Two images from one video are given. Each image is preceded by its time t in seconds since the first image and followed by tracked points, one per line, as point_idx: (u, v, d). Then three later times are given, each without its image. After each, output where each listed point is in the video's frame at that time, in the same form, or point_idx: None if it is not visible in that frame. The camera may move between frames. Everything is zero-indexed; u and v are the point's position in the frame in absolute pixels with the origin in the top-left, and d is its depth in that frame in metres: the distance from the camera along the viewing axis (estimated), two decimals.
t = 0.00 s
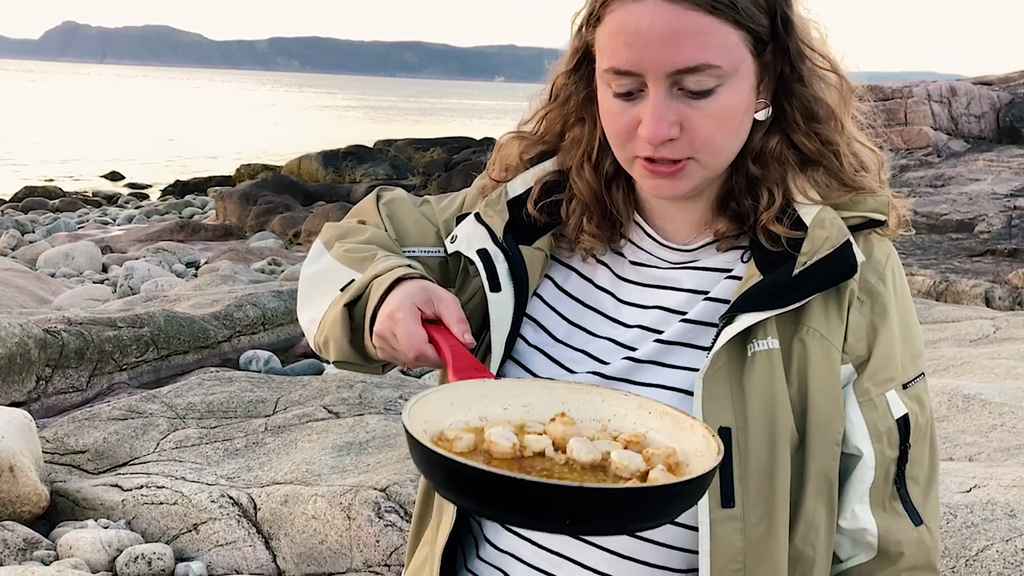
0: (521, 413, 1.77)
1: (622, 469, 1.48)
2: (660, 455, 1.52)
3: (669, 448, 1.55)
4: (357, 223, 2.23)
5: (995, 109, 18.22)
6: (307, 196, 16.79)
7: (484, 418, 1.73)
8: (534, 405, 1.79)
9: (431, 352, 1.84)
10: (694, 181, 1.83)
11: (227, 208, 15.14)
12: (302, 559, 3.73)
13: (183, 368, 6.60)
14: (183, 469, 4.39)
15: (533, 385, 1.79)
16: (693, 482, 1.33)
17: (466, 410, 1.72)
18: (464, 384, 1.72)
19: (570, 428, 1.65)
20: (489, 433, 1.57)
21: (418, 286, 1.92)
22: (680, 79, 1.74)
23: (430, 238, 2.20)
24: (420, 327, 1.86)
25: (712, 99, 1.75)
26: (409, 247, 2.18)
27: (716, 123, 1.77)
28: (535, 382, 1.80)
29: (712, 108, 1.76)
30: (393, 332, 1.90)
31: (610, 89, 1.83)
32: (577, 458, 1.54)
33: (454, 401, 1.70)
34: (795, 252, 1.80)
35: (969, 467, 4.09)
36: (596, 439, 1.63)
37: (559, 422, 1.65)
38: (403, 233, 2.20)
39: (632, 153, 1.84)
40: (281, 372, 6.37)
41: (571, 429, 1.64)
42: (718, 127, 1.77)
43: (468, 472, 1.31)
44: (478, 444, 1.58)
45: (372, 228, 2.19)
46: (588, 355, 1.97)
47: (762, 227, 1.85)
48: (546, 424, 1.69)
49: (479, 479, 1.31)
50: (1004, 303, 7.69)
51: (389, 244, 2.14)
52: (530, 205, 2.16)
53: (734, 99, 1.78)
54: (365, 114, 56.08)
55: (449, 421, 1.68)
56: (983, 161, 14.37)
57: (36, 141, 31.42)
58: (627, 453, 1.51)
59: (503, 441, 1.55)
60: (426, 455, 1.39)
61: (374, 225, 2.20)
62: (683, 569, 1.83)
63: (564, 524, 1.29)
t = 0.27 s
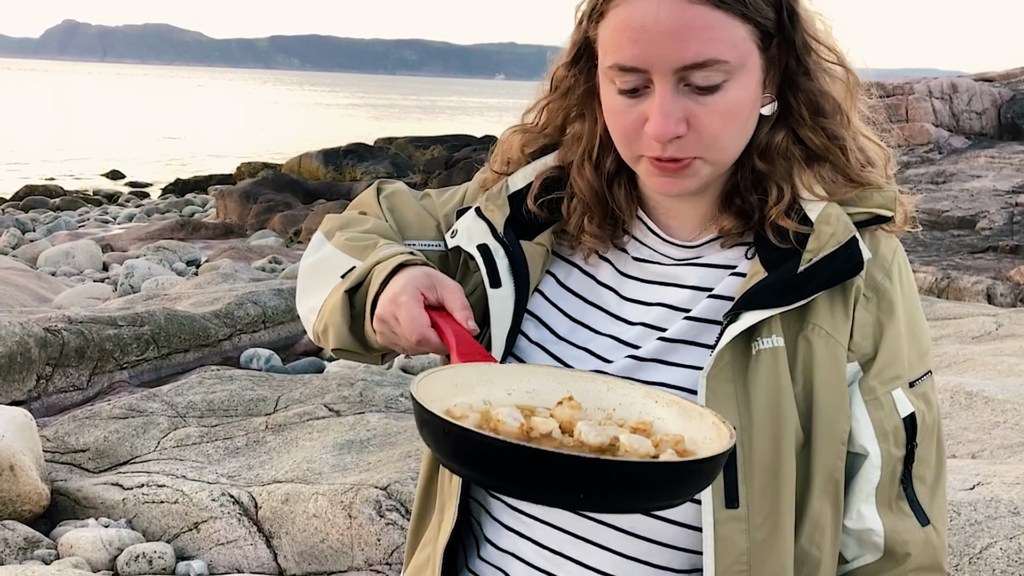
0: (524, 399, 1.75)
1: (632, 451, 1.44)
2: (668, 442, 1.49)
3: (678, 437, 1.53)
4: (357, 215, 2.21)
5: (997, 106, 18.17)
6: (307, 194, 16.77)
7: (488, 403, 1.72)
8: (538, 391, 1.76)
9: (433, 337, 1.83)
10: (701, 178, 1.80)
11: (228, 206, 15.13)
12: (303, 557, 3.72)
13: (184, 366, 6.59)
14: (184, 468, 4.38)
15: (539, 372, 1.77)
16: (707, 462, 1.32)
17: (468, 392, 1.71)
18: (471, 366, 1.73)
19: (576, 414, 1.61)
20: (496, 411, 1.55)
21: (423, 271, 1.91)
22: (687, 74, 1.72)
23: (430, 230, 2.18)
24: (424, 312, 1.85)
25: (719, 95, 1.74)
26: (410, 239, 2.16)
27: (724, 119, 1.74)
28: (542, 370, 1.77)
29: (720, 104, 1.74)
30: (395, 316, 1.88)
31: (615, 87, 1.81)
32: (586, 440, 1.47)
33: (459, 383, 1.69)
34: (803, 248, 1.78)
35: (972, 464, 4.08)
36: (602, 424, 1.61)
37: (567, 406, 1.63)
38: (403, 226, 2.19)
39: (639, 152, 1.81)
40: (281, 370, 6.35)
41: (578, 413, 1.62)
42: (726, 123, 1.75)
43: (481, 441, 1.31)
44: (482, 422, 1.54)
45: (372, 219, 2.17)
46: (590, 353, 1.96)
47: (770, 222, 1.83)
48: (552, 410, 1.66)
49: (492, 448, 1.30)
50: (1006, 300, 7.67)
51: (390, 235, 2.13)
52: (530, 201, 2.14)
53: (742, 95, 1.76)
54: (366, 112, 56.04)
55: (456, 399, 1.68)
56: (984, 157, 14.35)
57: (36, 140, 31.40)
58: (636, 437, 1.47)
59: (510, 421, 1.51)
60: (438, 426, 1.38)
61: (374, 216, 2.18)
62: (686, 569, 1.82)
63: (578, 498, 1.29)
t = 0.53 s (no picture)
0: (524, 417, 1.75)
1: (631, 488, 1.46)
2: (668, 476, 1.51)
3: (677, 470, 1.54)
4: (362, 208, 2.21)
5: (999, 107, 18.15)
6: (309, 197, 16.78)
7: (489, 422, 1.71)
8: (538, 410, 1.76)
9: (435, 345, 1.81)
10: (710, 184, 1.80)
11: (230, 209, 15.14)
12: (306, 560, 3.72)
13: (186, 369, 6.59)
14: (187, 471, 4.38)
15: (540, 388, 1.76)
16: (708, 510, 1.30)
17: (467, 412, 1.69)
18: (474, 386, 1.70)
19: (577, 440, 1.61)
20: (496, 439, 1.56)
21: (427, 275, 1.90)
22: (696, 82, 1.71)
23: (436, 227, 2.17)
24: (427, 318, 1.83)
25: (729, 102, 1.73)
26: (414, 235, 2.15)
27: (733, 126, 1.74)
28: (543, 386, 1.77)
29: (729, 111, 1.73)
30: (398, 321, 1.86)
31: (623, 93, 1.80)
32: (586, 471, 1.50)
33: (459, 402, 1.68)
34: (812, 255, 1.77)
35: (977, 466, 4.07)
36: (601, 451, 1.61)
37: (568, 432, 1.63)
38: (408, 220, 2.18)
39: (647, 158, 1.81)
40: (284, 373, 6.35)
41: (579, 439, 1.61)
42: (735, 130, 1.75)
43: (479, 482, 1.28)
44: (483, 451, 1.55)
45: (377, 213, 2.16)
46: (597, 358, 1.95)
47: (779, 229, 1.82)
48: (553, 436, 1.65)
49: (490, 490, 1.27)
50: (1009, 301, 7.65)
51: (394, 230, 2.12)
52: (536, 204, 2.14)
53: (751, 101, 1.76)
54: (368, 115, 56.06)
55: (454, 421, 1.66)
56: (987, 158, 14.33)
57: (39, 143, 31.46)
58: (636, 471, 1.49)
59: (510, 450, 1.52)
60: (437, 462, 1.36)
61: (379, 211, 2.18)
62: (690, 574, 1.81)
63: (576, 545, 1.26)
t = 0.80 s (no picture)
0: (531, 420, 1.74)
1: (635, 496, 1.47)
2: (674, 479, 1.51)
3: (681, 468, 1.54)
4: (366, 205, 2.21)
5: (1001, 109, 18.13)
6: (311, 200, 16.78)
7: (493, 431, 1.70)
8: (545, 412, 1.75)
9: (439, 351, 1.79)
10: (721, 187, 1.80)
11: (232, 212, 15.14)
12: (307, 564, 3.71)
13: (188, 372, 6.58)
14: (189, 475, 4.37)
15: (543, 391, 1.75)
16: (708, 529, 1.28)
17: (471, 425, 1.68)
18: (469, 395, 1.67)
19: (581, 448, 1.61)
20: (497, 454, 1.55)
21: (427, 278, 1.88)
22: (710, 84, 1.70)
23: (441, 226, 2.17)
24: (429, 325, 1.81)
25: (743, 104, 1.72)
26: (418, 233, 2.15)
27: (744, 128, 1.73)
28: (548, 388, 1.76)
29: (742, 113, 1.72)
30: (400, 328, 1.84)
31: (635, 93, 1.80)
32: (587, 481, 1.52)
33: (460, 415, 1.66)
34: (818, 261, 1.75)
35: (981, 470, 4.05)
36: (608, 456, 1.61)
37: (570, 438, 1.63)
38: (413, 219, 2.18)
39: (658, 161, 1.81)
40: (286, 376, 6.34)
41: (584, 447, 1.61)
42: (748, 133, 1.74)
43: (475, 521, 1.26)
44: (486, 471, 1.55)
45: (380, 210, 2.16)
46: (603, 362, 1.93)
47: (785, 233, 1.80)
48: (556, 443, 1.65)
49: (485, 527, 1.25)
50: (1012, 304, 7.63)
51: (398, 228, 2.12)
52: (542, 205, 2.13)
53: (763, 104, 1.74)
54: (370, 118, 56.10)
55: (456, 435, 1.65)
56: (989, 161, 14.31)
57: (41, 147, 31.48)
58: (640, 478, 1.50)
59: (513, 467, 1.52)
60: (431, 496, 1.33)
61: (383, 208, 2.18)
62: None
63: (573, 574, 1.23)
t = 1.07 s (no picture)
0: (542, 419, 1.73)
1: (654, 483, 1.46)
2: (691, 463, 1.50)
3: (697, 453, 1.54)
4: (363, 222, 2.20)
5: (1003, 111, 18.12)
6: (313, 202, 16.79)
7: (506, 431, 1.69)
8: (556, 410, 1.75)
9: (446, 358, 1.79)
10: (723, 165, 1.78)
11: (234, 214, 15.15)
12: (309, 566, 3.71)
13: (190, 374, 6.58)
14: (190, 476, 4.37)
15: (552, 390, 1.74)
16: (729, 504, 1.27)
17: (484, 425, 1.67)
18: (480, 398, 1.66)
19: (595, 441, 1.60)
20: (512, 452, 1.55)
21: (429, 287, 1.88)
22: (718, 51, 1.72)
23: (439, 239, 2.16)
24: (434, 333, 1.81)
25: (751, 77, 1.73)
26: (417, 246, 2.14)
27: (753, 104, 1.74)
28: (557, 386, 1.75)
29: (750, 88, 1.73)
30: (406, 338, 1.84)
31: (644, 62, 1.81)
32: (605, 473, 1.51)
33: (472, 417, 1.64)
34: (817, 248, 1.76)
35: (983, 472, 4.05)
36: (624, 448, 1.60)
37: (585, 433, 1.62)
38: (411, 232, 2.17)
39: (661, 135, 1.80)
40: (287, 378, 6.34)
41: (598, 440, 1.61)
42: (755, 108, 1.74)
43: (494, 511, 1.25)
44: (502, 469, 1.54)
45: (378, 226, 2.15)
46: (601, 365, 1.93)
47: (786, 218, 1.81)
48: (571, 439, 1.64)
49: (506, 518, 1.24)
50: (1014, 306, 7.63)
51: (396, 243, 2.11)
52: (540, 211, 2.12)
53: (771, 79, 1.75)
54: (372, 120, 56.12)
55: (469, 437, 1.64)
56: (991, 163, 14.31)
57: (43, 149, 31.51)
58: (657, 465, 1.50)
59: (529, 462, 1.51)
60: (450, 491, 1.32)
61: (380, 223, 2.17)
62: None
63: (597, 558, 1.23)
